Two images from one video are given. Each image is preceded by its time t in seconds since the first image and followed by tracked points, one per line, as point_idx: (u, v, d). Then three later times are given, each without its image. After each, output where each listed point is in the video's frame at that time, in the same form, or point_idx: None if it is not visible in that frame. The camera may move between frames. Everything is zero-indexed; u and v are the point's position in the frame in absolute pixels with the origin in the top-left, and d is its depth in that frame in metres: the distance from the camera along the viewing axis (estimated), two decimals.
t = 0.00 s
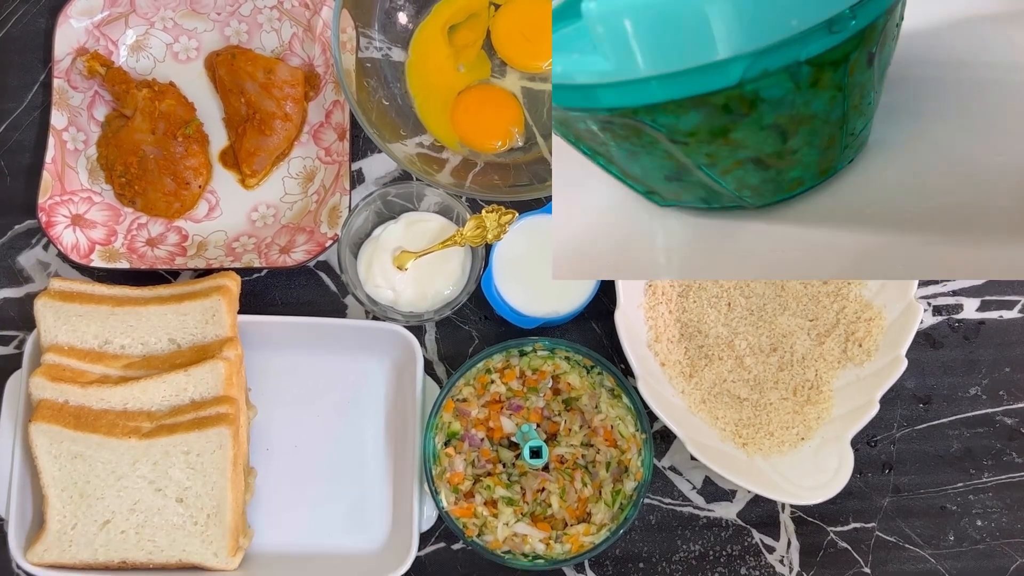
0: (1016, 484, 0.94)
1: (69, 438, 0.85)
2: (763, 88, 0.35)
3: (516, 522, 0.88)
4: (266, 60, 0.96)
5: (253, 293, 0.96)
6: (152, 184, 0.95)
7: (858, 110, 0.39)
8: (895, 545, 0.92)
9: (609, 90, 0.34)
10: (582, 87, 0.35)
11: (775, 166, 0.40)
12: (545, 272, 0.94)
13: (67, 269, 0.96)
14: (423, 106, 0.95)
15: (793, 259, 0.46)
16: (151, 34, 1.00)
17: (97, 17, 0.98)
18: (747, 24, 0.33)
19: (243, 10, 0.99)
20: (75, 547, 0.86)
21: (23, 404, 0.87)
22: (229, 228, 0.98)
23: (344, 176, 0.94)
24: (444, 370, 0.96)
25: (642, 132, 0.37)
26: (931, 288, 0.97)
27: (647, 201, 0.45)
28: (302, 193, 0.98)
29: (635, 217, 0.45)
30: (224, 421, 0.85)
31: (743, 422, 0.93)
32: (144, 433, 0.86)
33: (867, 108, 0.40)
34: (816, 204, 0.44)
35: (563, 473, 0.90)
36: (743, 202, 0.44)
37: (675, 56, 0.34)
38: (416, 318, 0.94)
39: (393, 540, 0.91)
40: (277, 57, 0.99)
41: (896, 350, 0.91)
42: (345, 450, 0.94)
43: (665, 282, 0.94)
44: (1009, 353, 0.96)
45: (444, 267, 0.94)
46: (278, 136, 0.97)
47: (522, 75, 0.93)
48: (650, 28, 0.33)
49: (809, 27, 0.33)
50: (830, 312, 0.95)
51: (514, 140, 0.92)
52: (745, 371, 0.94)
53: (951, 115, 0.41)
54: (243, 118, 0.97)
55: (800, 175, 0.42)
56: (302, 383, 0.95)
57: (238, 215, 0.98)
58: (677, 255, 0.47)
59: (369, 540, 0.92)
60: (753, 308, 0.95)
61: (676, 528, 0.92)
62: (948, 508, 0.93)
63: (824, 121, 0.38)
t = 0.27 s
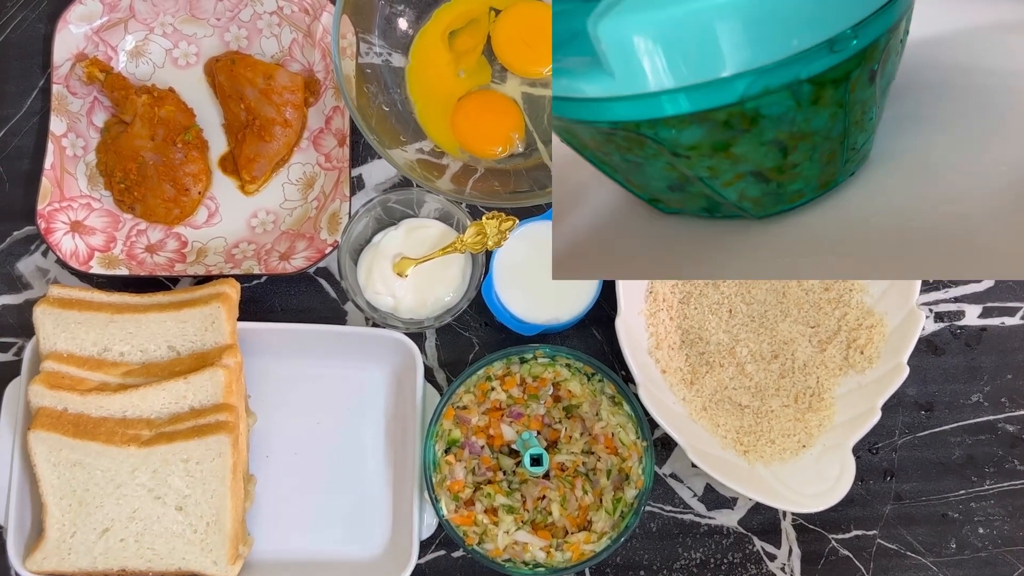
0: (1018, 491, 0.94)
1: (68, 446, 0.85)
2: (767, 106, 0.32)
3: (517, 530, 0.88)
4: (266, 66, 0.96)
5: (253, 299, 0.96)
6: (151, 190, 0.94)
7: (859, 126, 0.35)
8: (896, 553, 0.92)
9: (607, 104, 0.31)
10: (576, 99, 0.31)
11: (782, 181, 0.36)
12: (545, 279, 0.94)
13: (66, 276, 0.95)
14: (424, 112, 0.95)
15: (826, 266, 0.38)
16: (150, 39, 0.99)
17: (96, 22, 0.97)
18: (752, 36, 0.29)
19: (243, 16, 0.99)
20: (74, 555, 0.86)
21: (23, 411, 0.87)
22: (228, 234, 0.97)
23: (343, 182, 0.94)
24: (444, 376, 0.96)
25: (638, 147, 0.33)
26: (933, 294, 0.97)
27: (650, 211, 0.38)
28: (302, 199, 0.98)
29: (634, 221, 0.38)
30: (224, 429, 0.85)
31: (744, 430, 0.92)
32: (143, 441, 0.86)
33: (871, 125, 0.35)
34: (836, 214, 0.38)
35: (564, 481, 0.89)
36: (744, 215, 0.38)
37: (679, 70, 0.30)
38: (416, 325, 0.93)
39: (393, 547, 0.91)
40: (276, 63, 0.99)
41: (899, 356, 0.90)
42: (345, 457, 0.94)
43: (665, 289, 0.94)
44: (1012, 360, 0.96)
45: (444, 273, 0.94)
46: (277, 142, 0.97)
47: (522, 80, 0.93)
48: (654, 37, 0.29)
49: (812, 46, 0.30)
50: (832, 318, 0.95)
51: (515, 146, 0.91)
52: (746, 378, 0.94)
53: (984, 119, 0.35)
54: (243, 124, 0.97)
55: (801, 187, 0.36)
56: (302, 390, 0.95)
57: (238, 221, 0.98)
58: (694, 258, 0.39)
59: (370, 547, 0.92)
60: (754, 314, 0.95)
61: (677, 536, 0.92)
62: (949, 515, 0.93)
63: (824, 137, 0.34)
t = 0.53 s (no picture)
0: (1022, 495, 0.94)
1: (70, 450, 0.85)
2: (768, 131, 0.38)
3: (520, 534, 0.87)
4: (268, 69, 0.96)
5: (255, 302, 0.95)
6: (153, 193, 0.94)
7: (865, 148, 0.40)
8: (900, 557, 0.92)
9: (630, 127, 0.39)
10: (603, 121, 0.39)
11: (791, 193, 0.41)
12: (548, 282, 0.94)
13: (68, 279, 0.95)
14: (427, 114, 0.94)
15: (821, 271, 0.44)
16: (152, 42, 0.99)
17: (98, 25, 0.97)
18: (768, 67, 0.36)
19: (245, 19, 0.99)
20: (76, 559, 0.86)
21: (24, 415, 0.87)
22: (230, 237, 0.97)
23: (346, 186, 0.94)
24: (447, 380, 0.96)
25: (653, 165, 0.41)
26: (936, 298, 0.97)
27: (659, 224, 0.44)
28: (304, 202, 0.98)
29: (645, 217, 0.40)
30: (226, 433, 0.84)
31: (748, 434, 0.92)
32: (145, 445, 0.85)
33: (877, 146, 0.40)
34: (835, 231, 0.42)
35: (567, 485, 0.89)
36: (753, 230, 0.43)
37: (694, 98, 0.38)
38: (419, 328, 0.93)
39: (395, 551, 0.91)
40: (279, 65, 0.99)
41: (901, 361, 0.90)
42: (347, 461, 0.94)
43: (669, 293, 0.94)
44: (1015, 364, 0.96)
45: (447, 276, 0.93)
46: (280, 145, 0.96)
47: (525, 84, 0.93)
48: (674, 67, 0.36)
49: (815, 76, 0.36)
50: (835, 322, 0.95)
51: (519, 149, 0.92)
52: (750, 382, 0.94)
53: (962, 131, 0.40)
54: (245, 126, 0.97)
55: (808, 206, 0.42)
56: (304, 393, 0.95)
57: (240, 224, 0.98)
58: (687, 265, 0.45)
59: (372, 551, 0.92)
60: (757, 318, 0.95)
61: (680, 540, 0.92)
62: (953, 519, 0.93)
63: (829, 160, 0.40)
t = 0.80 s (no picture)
0: (1021, 495, 0.94)
1: (69, 451, 0.85)
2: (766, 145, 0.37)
3: (519, 534, 0.87)
4: (268, 69, 0.96)
5: (255, 302, 0.95)
6: (153, 194, 0.94)
7: (865, 164, 0.40)
8: (899, 557, 0.92)
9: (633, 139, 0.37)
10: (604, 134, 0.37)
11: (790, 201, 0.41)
12: (547, 282, 0.94)
13: (68, 280, 0.95)
14: (426, 115, 0.95)
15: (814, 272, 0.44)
16: (151, 42, 0.99)
17: (97, 25, 0.97)
18: (777, 84, 0.34)
19: (245, 19, 0.99)
20: (75, 560, 0.86)
21: (24, 416, 0.87)
22: (230, 238, 0.97)
23: (346, 186, 0.94)
24: (446, 380, 0.96)
25: (652, 176, 0.40)
26: (935, 298, 0.97)
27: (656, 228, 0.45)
28: (304, 202, 0.98)
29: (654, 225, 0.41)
30: (225, 434, 0.84)
31: (747, 434, 0.92)
32: (145, 445, 0.85)
33: (876, 162, 0.40)
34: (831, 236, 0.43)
35: (566, 485, 0.89)
36: (751, 240, 0.44)
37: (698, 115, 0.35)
38: (419, 329, 0.93)
39: (395, 552, 0.91)
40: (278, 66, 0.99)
41: (900, 361, 0.91)
42: (347, 462, 0.94)
43: (668, 293, 0.94)
44: (1014, 364, 0.96)
45: (446, 277, 0.93)
46: (279, 145, 0.96)
47: (525, 84, 0.92)
48: (680, 85, 0.34)
49: (816, 94, 0.34)
50: (835, 323, 0.95)
51: (518, 149, 0.91)
52: (749, 383, 0.94)
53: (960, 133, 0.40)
54: (245, 127, 0.97)
55: (805, 219, 0.42)
56: (303, 394, 0.95)
57: (240, 224, 0.98)
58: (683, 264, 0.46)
59: (372, 552, 0.92)
60: (757, 318, 0.95)
61: (680, 540, 0.92)
62: (953, 519, 0.93)
63: (828, 175, 0.40)
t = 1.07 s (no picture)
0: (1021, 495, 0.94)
1: (69, 451, 0.84)
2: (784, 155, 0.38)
3: (520, 534, 0.87)
4: (267, 69, 0.96)
5: (254, 302, 0.95)
6: (152, 193, 0.94)
7: (871, 171, 0.40)
8: (900, 557, 0.92)
9: (647, 149, 0.39)
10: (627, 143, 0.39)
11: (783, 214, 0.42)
12: (547, 282, 0.94)
13: (67, 279, 0.95)
14: (426, 114, 0.94)
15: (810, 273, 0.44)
16: (151, 42, 0.99)
17: (97, 25, 0.97)
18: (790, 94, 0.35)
19: (245, 18, 0.99)
20: (75, 559, 0.86)
21: (23, 416, 0.87)
22: (230, 238, 0.97)
23: (346, 186, 0.94)
24: (446, 380, 0.96)
25: (663, 184, 0.41)
26: (936, 298, 0.97)
27: (656, 229, 0.46)
28: (304, 202, 0.98)
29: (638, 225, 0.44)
30: (225, 434, 0.84)
31: (748, 434, 0.92)
32: (144, 445, 0.85)
33: (882, 169, 0.40)
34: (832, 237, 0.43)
35: (566, 485, 0.89)
36: (760, 245, 0.44)
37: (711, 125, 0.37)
38: (419, 328, 0.93)
39: (395, 552, 0.91)
40: (278, 65, 0.99)
41: (900, 361, 0.90)
42: (346, 461, 0.94)
43: (668, 292, 0.94)
44: (1014, 363, 0.96)
45: (447, 276, 0.93)
46: (279, 145, 0.96)
47: (525, 83, 0.92)
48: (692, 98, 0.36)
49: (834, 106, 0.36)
50: (835, 322, 0.95)
51: (519, 149, 0.91)
52: (749, 382, 0.94)
53: (961, 132, 0.40)
54: (245, 126, 0.97)
55: (813, 225, 0.43)
56: (304, 394, 0.95)
57: (240, 224, 0.98)
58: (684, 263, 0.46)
59: (372, 552, 0.92)
60: (757, 318, 0.95)
61: (680, 540, 0.92)
62: (953, 519, 0.93)
63: (836, 182, 0.40)
